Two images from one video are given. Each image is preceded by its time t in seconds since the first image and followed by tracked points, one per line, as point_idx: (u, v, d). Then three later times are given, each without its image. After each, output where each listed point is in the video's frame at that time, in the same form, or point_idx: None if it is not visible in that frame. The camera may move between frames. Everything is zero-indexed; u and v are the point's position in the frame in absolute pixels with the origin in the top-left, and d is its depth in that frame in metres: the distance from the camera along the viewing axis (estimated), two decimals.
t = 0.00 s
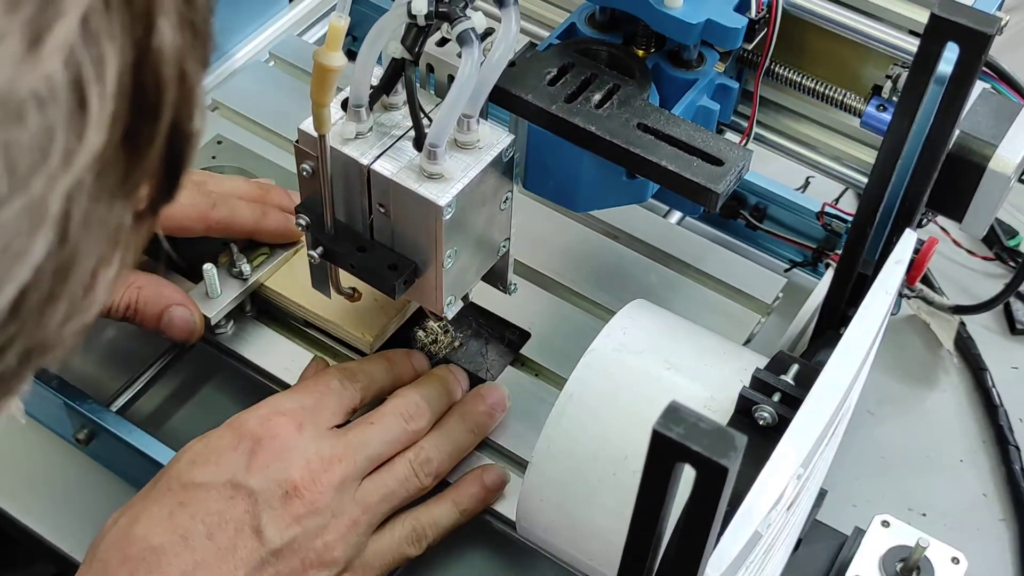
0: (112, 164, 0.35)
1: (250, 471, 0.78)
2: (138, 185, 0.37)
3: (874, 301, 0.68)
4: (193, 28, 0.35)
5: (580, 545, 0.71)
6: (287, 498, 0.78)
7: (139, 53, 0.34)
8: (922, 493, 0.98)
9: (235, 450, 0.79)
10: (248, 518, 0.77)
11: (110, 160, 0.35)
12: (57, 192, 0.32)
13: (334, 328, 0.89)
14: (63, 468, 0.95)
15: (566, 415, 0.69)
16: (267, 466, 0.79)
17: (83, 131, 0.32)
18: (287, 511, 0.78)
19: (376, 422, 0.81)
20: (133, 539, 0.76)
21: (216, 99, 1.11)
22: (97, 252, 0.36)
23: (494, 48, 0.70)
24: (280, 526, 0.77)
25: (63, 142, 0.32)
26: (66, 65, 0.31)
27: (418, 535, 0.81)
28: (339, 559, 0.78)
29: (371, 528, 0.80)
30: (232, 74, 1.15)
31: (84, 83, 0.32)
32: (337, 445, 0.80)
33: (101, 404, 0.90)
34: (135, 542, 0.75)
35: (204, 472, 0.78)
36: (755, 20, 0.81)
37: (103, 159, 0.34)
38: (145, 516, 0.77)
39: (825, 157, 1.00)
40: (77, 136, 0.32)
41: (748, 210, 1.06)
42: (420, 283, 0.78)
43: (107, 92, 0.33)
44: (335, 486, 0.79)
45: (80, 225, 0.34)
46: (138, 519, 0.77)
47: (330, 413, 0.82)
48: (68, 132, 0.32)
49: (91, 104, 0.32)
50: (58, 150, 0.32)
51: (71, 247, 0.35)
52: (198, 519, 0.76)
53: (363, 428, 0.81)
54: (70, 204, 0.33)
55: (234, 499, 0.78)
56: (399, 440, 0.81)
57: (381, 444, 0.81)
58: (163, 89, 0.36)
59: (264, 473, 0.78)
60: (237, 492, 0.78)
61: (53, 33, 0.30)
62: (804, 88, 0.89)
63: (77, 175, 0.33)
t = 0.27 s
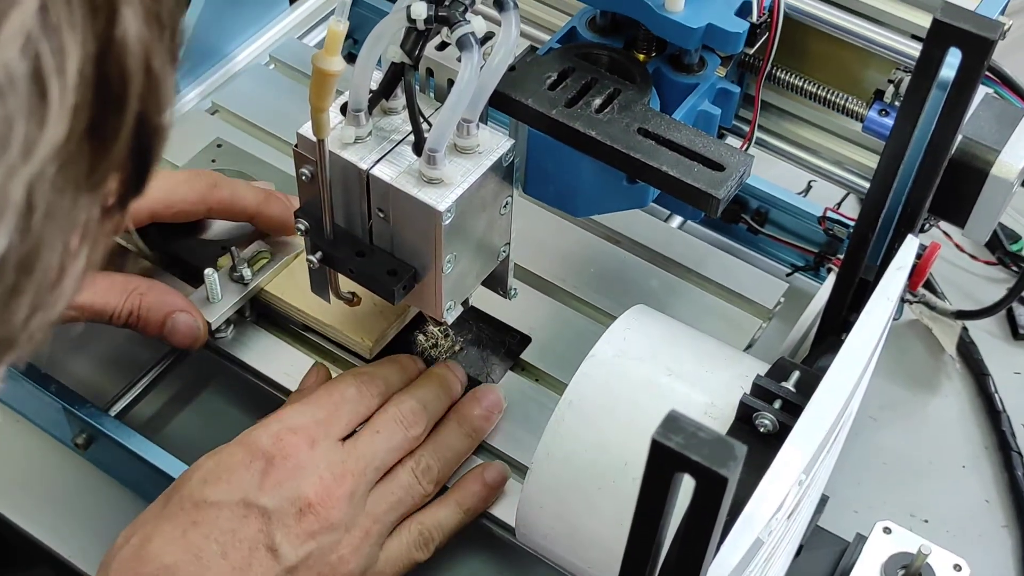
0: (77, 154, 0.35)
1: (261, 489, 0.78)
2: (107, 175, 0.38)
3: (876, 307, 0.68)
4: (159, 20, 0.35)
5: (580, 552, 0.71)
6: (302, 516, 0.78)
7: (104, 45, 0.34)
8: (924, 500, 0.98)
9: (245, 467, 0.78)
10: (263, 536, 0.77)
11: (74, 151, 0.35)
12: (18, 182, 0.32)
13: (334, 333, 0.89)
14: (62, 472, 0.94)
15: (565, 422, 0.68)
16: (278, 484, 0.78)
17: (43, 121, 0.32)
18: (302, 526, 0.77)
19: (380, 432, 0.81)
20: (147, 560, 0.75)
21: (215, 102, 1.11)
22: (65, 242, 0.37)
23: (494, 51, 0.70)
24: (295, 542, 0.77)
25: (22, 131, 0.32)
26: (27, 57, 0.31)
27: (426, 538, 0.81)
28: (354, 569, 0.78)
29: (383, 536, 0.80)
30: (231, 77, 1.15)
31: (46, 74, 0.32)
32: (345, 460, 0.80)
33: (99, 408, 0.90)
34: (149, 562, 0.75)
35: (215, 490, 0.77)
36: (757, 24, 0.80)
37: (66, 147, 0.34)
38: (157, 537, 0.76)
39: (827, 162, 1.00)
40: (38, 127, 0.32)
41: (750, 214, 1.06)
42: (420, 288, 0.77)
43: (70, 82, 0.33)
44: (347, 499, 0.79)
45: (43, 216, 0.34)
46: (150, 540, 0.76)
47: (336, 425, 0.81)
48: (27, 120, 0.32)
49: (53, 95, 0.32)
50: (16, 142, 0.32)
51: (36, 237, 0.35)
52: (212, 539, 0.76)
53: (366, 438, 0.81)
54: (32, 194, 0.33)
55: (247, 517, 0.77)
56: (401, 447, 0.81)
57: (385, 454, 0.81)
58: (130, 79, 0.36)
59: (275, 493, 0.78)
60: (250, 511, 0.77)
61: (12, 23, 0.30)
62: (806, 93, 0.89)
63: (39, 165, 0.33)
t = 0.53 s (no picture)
0: (118, 224, 0.35)
1: (297, 465, 0.77)
2: (142, 245, 0.37)
3: (880, 309, 0.68)
4: (182, 56, 0.34)
5: (584, 555, 0.71)
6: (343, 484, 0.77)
7: (136, 110, 0.33)
8: (928, 502, 0.98)
9: (275, 448, 0.78)
10: (307, 511, 0.76)
11: (115, 222, 0.35)
12: (65, 261, 0.32)
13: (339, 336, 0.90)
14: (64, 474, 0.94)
15: (570, 424, 0.68)
16: (313, 459, 0.77)
17: (91, 199, 0.32)
18: (344, 495, 0.77)
19: (398, 400, 0.82)
20: (196, 549, 0.73)
21: (218, 104, 1.11)
22: (102, 309, 0.36)
23: (498, 55, 0.70)
24: (338, 512, 0.77)
25: (69, 211, 0.32)
26: (75, 137, 0.31)
27: (456, 489, 0.82)
28: (396, 528, 0.79)
29: (416, 494, 0.81)
30: (234, 79, 1.15)
31: (93, 152, 0.32)
32: (372, 430, 0.80)
33: (102, 411, 0.90)
34: (198, 551, 0.73)
35: (252, 473, 0.77)
36: (761, 27, 0.80)
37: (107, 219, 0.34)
38: (202, 524, 0.75)
39: (831, 164, 0.99)
40: (85, 205, 0.32)
41: (753, 216, 1.06)
42: (423, 290, 0.77)
43: (114, 158, 0.33)
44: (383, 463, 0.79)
45: (85, 289, 0.34)
46: (195, 529, 0.75)
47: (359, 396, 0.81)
48: (77, 200, 0.32)
49: (100, 172, 0.32)
50: (64, 220, 0.32)
51: (76, 310, 0.35)
52: (257, 521, 0.75)
53: (385, 406, 0.81)
54: (74, 270, 0.33)
55: (287, 496, 0.76)
56: (416, 414, 0.82)
57: (405, 419, 0.81)
58: (168, 149, 0.36)
59: (313, 467, 0.77)
60: (289, 488, 0.76)
61: (65, 104, 0.30)
62: (810, 95, 0.89)
63: (83, 244, 0.33)
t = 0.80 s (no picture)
0: (121, 205, 0.35)
1: (300, 460, 0.76)
2: (140, 224, 0.37)
3: (875, 309, 0.68)
4: (178, 55, 0.35)
5: (581, 555, 0.71)
6: (346, 481, 0.77)
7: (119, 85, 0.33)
8: (924, 502, 0.98)
9: (278, 442, 0.77)
10: (310, 507, 0.76)
11: (115, 201, 0.35)
12: (65, 240, 0.32)
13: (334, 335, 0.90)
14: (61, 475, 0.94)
15: (567, 424, 0.68)
16: (316, 455, 0.77)
17: (88, 178, 0.32)
18: (347, 492, 0.77)
19: (397, 395, 0.82)
20: (198, 545, 0.73)
21: (215, 104, 1.11)
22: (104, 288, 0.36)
23: (494, 55, 0.70)
24: (341, 508, 0.76)
25: (67, 188, 0.32)
26: (75, 116, 0.31)
27: (456, 483, 0.82)
28: (398, 523, 0.79)
29: (417, 489, 0.81)
30: (231, 79, 1.15)
31: (88, 134, 0.32)
32: (373, 427, 0.79)
33: (100, 411, 0.90)
34: (200, 547, 0.73)
35: (255, 469, 0.76)
36: (757, 28, 0.80)
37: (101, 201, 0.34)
38: (203, 521, 0.75)
39: (828, 164, 1.00)
40: (83, 184, 0.32)
41: (750, 216, 1.06)
42: (420, 290, 0.77)
43: (109, 135, 0.32)
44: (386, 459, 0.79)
45: (84, 268, 0.34)
46: (196, 525, 0.75)
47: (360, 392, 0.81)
48: (75, 180, 0.32)
49: (96, 152, 0.32)
50: (63, 199, 0.32)
51: (76, 292, 0.34)
52: (260, 517, 0.74)
53: (385, 402, 0.81)
54: (76, 248, 0.33)
55: (290, 492, 0.76)
56: (416, 408, 0.82)
57: (406, 414, 0.82)
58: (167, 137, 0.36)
59: (315, 464, 0.76)
60: (292, 484, 0.76)
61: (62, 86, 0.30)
62: (806, 96, 0.89)
63: (82, 224, 0.33)
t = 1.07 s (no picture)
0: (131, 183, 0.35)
1: (301, 470, 0.76)
2: (149, 199, 0.37)
3: (877, 311, 0.68)
4: (196, 39, 0.35)
5: (583, 556, 0.71)
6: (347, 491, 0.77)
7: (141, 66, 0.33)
8: (926, 502, 0.98)
9: (278, 451, 0.77)
10: (311, 517, 0.75)
11: (126, 175, 0.35)
12: (79, 217, 0.32)
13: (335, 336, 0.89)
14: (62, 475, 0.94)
15: (569, 425, 0.68)
16: (317, 464, 0.76)
17: (102, 153, 0.32)
18: (348, 500, 0.77)
19: (396, 399, 0.82)
20: (199, 555, 0.73)
21: (216, 104, 1.11)
22: (117, 264, 0.36)
23: (496, 55, 0.70)
24: (343, 517, 0.76)
25: (82, 164, 0.31)
26: (89, 92, 0.31)
27: (456, 486, 0.82)
28: (398, 529, 0.79)
29: (417, 493, 0.81)
30: (232, 79, 1.15)
31: (102, 111, 0.31)
32: (373, 434, 0.80)
33: (101, 412, 0.90)
34: (201, 556, 0.73)
35: (257, 478, 0.76)
36: (758, 28, 0.80)
37: (114, 177, 0.34)
38: (205, 529, 0.74)
39: (829, 164, 0.99)
40: (96, 160, 0.32)
41: (752, 216, 1.06)
42: (421, 291, 0.77)
43: (123, 112, 0.32)
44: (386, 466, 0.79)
45: (97, 243, 0.34)
46: (198, 533, 0.74)
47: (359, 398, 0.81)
48: (87, 154, 0.31)
49: (110, 127, 0.32)
50: (77, 174, 0.31)
51: (89, 266, 0.34)
52: (261, 526, 0.74)
53: (384, 407, 0.81)
54: (90, 224, 0.33)
55: (291, 502, 0.75)
56: (414, 412, 0.83)
57: (404, 418, 0.82)
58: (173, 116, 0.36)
59: (316, 474, 0.76)
60: (293, 494, 0.76)
61: (75, 63, 0.30)
62: (808, 95, 0.89)
63: (95, 200, 0.32)
